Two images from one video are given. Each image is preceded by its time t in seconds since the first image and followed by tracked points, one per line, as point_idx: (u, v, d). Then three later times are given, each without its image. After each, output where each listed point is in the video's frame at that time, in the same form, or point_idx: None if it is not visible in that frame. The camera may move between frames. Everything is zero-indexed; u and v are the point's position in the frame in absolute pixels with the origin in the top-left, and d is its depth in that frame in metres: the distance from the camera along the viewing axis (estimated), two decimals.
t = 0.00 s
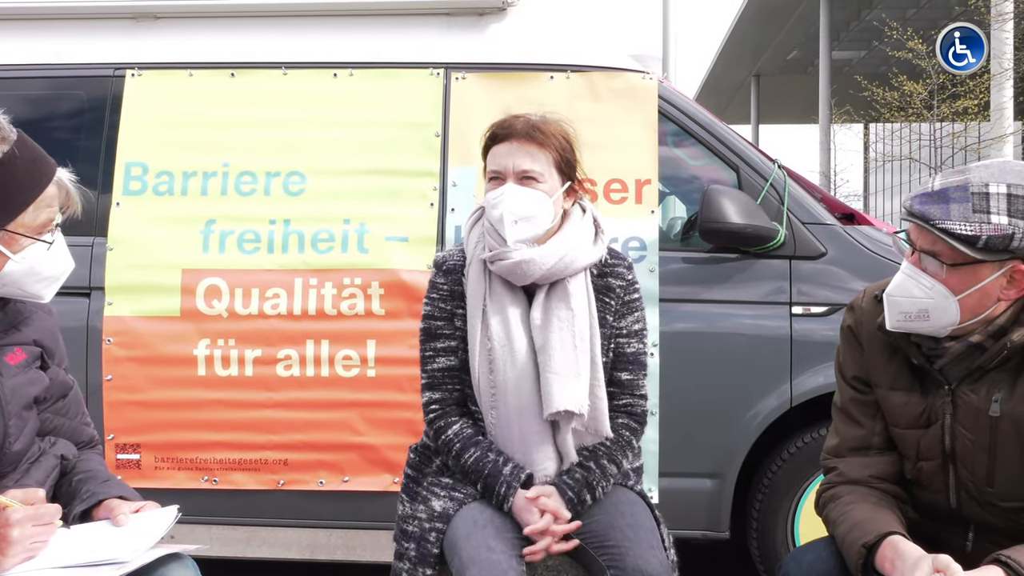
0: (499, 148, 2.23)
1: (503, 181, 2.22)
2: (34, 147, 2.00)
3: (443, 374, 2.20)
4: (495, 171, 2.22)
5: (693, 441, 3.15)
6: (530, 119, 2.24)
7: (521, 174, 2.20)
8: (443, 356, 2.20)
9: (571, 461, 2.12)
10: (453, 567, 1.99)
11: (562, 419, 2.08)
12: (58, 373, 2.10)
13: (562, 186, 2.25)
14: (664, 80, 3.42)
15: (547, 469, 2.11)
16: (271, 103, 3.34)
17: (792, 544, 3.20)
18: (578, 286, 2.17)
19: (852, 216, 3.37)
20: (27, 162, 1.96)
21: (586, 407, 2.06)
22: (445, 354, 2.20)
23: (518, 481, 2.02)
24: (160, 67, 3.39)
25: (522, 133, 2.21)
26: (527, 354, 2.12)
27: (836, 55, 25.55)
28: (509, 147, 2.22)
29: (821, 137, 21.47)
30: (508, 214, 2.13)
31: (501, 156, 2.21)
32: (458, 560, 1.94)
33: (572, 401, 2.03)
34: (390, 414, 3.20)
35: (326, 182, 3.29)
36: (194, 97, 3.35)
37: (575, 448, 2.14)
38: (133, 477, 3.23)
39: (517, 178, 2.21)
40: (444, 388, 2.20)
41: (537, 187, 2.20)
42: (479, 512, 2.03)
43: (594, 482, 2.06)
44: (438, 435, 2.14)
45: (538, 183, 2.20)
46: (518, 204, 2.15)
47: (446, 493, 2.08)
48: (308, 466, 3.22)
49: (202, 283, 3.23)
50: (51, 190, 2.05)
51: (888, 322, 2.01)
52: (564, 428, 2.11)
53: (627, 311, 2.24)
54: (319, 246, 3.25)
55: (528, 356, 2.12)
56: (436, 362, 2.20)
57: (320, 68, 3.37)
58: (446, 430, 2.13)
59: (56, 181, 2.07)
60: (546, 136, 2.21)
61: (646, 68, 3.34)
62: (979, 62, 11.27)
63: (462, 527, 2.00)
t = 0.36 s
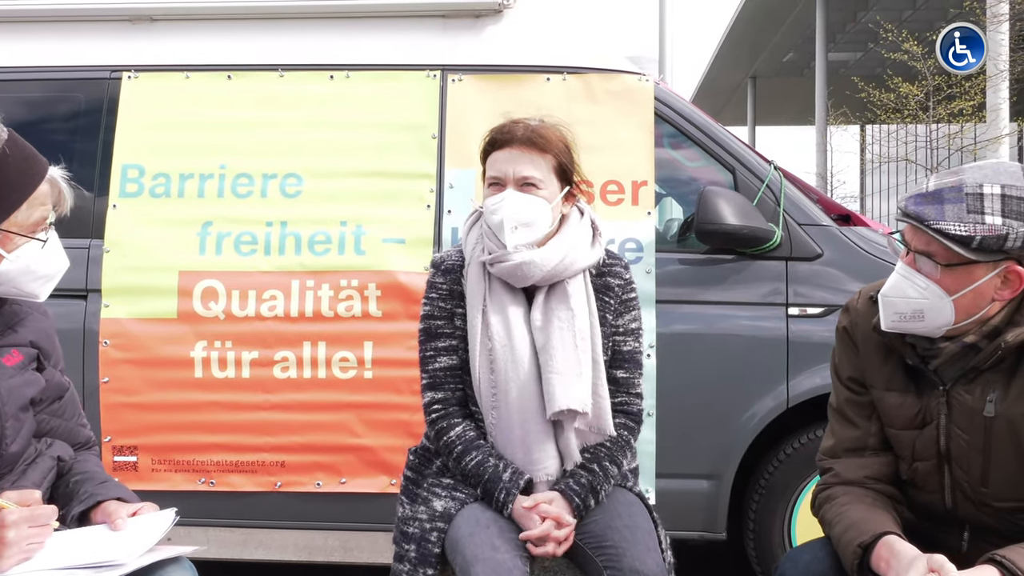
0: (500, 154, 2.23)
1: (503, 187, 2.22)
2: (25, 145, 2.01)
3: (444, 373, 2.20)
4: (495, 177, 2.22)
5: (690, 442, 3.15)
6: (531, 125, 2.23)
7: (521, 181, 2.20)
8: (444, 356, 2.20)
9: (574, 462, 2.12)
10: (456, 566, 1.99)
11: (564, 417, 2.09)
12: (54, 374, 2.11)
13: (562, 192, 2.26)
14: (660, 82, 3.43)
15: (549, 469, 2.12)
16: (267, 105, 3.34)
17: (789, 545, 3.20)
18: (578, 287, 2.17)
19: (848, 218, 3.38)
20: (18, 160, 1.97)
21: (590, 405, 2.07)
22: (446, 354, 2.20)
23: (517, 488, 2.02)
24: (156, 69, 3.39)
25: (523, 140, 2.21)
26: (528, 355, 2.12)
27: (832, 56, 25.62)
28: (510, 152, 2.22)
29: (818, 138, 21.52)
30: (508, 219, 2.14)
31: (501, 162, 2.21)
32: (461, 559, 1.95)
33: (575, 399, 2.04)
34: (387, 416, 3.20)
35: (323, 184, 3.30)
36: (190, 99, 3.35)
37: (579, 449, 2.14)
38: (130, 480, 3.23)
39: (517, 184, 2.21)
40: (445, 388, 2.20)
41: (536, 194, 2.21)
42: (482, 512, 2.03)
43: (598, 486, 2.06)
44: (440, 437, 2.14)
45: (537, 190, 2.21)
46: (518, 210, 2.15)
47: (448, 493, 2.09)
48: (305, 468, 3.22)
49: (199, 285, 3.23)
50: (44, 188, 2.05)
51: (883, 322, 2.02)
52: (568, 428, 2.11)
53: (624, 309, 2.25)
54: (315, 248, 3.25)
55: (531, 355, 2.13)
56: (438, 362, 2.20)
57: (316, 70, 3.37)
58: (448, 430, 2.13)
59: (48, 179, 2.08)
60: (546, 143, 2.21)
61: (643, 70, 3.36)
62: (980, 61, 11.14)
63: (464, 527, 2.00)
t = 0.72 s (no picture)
0: (493, 158, 2.23)
1: (497, 190, 2.22)
2: (27, 146, 2.01)
3: (443, 374, 2.20)
4: (488, 181, 2.22)
5: (688, 442, 3.15)
6: (524, 128, 2.23)
7: (514, 183, 2.19)
8: (443, 356, 2.21)
9: (569, 464, 2.13)
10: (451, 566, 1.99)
11: (559, 419, 2.10)
12: (54, 375, 2.11)
13: (556, 195, 2.25)
14: (658, 82, 3.43)
15: (547, 469, 2.12)
16: (266, 107, 3.34)
17: (788, 544, 3.20)
18: (573, 290, 2.17)
19: (847, 217, 3.38)
20: (20, 160, 1.98)
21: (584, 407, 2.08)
22: (446, 354, 2.21)
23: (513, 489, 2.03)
24: (155, 71, 3.40)
25: (516, 142, 2.21)
26: (525, 359, 2.12)
27: (831, 57, 25.64)
28: (503, 155, 2.22)
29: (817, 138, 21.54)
30: (502, 222, 2.13)
31: (495, 165, 2.21)
32: (456, 560, 1.95)
33: (568, 402, 2.05)
34: (385, 416, 3.20)
35: (321, 185, 3.30)
36: (189, 100, 3.35)
37: (574, 450, 2.15)
38: (130, 481, 3.23)
39: (510, 187, 2.20)
40: (445, 388, 2.20)
41: (530, 197, 2.20)
42: (478, 514, 2.04)
43: (597, 488, 2.06)
44: (440, 439, 2.14)
45: (531, 192, 2.20)
46: (512, 212, 2.15)
47: (445, 493, 2.09)
48: (304, 469, 3.22)
49: (198, 286, 3.24)
50: (46, 189, 2.06)
51: (880, 322, 2.02)
52: (562, 429, 2.12)
53: (621, 311, 2.25)
54: (314, 248, 3.25)
55: (529, 357, 2.13)
56: (437, 363, 2.20)
57: (314, 71, 3.37)
58: (448, 430, 2.13)
59: (51, 179, 2.08)
60: (539, 144, 2.21)
61: (640, 71, 3.38)
62: (980, 61, 11.04)
63: (460, 528, 2.01)
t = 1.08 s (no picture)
0: (491, 163, 2.22)
1: (494, 197, 2.22)
2: (20, 147, 2.03)
3: (440, 377, 2.19)
4: (486, 185, 2.22)
5: (684, 443, 3.16)
6: (523, 132, 2.22)
7: (512, 190, 2.20)
8: (440, 359, 2.20)
9: (566, 468, 2.13)
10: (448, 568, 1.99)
11: (556, 424, 2.09)
12: (49, 377, 2.11)
13: (552, 200, 2.26)
14: (654, 82, 3.44)
15: (545, 473, 2.12)
16: (261, 107, 3.34)
17: (784, 544, 3.21)
18: (571, 293, 2.17)
19: (842, 217, 3.38)
20: (12, 162, 1.98)
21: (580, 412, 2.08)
22: (443, 357, 2.20)
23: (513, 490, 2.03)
24: (150, 71, 3.39)
25: (514, 148, 2.20)
26: (522, 362, 2.12)
27: (828, 56, 25.66)
28: (501, 161, 2.21)
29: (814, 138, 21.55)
30: (501, 229, 2.13)
31: (493, 171, 2.21)
32: (455, 560, 1.95)
33: (564, 407, 2.05)
34: (381, 417, 3.20)
35: (316, 185, 3.30)
36: (184, 101, 3.35)
37: (570, 454, 2.15)
38: (126, 482, 3.23)
39: (508, 194, 2.21)
40: (442, 391, 2.20)
41: (528, 204, 2.21)
42: (475, 515, 2.04)
43: (595, 492, 2.07)
44: (438, 441, 2.14)
45: (528, 199, 2.21)
46: (510, 219, 2.14)
47: (443, 494, 2.09)
48: (301, 470, 3.22)
49: (193, 287, 3.23)
50: (37, 190, 2.06)
51: (874, 322, 2.02)
52: (558, 433, 2.12)
53: (617, 313, 2.25)
54: (310, 249, 3.25)
55: (525, 359, 2.13)
56: (434, 365, 2.20)
57: (310, 71, 3.37)
58: (445, 433, 2.13)
59: (41, 181, 2.09)
60: (537, 151, 2.21)
61: (635, 70, 3.38)
62: (979, 64, 10.69)
63: (457, 530, 2.01)
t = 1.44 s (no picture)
0: (476, 164, 2.21)
1: (477, 198, 2.22)
2: (12, 150, 2.00)
3: (433, 377, 2.19)
4: (470, 186, 2.22)
5: (678, 445, 3.16)
6: (508, 133, 2.20)
7: (494, 191, 2.19)
8: (432, 358, 2.19)
9: (556, 470, 2.13)
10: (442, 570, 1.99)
11: (542, 425, 2.10)
12: (41, 379, 2.10)
13: (538, 202, 2.23)
14: (648, 85, 3.44)
15: (535, 472, 2.11)
16: (256, 108, 3.33)
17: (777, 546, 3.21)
18: (558, 296, 2.17)
19: (836, 219, 3.39)
20: (3, 164, 1.97)
21: (565, 413, 2.08)
22: (435, 356, 2.19)
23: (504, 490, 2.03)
24: (144, 72, 3.39)
25: (498, 150, 2.18)
26: (511, 362, 2.12)
27: (822, 59, 25.72)
28: (485, 162, 2.20)
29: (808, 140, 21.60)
30: (480, 230, 2.14)
31: (476, 171, 2.20)
32: (449, 563, 1.95)
33: (548, 407, 2.05)
34: (375, 418, 3.19)
35: (311, 187, 3.29)
36: (178, 101, 3.34)
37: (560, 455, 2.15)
38: (118, 484, 3.22)
39: (491, 194, 2.20)
40: (434, 390, 2.19)
41: (510, 206, 2.20)
42: (469, 516, 2.04)
43: (586, 493, 2.07)
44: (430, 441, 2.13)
45: (510, 200, 2.20)
46: (492, 220, 2.15)
47: (435, 497, 2.08)
48: (294, 472, 3.21)
49: (187, 288, 3.22)
50: (29, 192, 2.06)
51: (866, 325, 2.02)
52: (547, 434, 2.12)
53: (609, 315, 2.25)
54: (304, 251, 3.25)
55: (512, 360, 2.13)
56: (426, 365, 2.19)
57: (304, 73, 3.37)
58: (438, 433, 2.12)
59: (35, 183, 2.09)
60: (520, 152, 2.19)
61: (630, 73, 3.38)
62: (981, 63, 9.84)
63: (451, 531, 2.01)
